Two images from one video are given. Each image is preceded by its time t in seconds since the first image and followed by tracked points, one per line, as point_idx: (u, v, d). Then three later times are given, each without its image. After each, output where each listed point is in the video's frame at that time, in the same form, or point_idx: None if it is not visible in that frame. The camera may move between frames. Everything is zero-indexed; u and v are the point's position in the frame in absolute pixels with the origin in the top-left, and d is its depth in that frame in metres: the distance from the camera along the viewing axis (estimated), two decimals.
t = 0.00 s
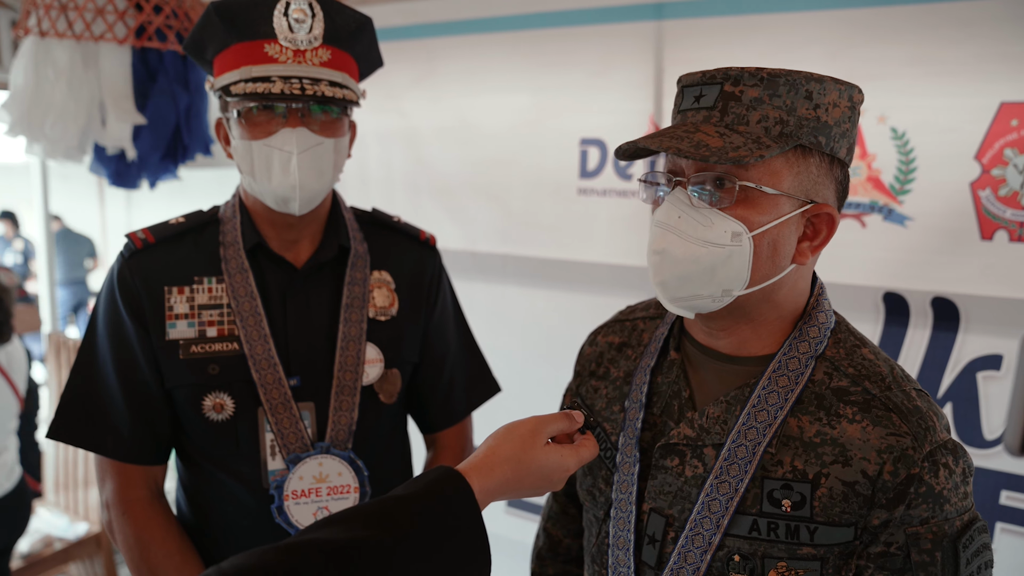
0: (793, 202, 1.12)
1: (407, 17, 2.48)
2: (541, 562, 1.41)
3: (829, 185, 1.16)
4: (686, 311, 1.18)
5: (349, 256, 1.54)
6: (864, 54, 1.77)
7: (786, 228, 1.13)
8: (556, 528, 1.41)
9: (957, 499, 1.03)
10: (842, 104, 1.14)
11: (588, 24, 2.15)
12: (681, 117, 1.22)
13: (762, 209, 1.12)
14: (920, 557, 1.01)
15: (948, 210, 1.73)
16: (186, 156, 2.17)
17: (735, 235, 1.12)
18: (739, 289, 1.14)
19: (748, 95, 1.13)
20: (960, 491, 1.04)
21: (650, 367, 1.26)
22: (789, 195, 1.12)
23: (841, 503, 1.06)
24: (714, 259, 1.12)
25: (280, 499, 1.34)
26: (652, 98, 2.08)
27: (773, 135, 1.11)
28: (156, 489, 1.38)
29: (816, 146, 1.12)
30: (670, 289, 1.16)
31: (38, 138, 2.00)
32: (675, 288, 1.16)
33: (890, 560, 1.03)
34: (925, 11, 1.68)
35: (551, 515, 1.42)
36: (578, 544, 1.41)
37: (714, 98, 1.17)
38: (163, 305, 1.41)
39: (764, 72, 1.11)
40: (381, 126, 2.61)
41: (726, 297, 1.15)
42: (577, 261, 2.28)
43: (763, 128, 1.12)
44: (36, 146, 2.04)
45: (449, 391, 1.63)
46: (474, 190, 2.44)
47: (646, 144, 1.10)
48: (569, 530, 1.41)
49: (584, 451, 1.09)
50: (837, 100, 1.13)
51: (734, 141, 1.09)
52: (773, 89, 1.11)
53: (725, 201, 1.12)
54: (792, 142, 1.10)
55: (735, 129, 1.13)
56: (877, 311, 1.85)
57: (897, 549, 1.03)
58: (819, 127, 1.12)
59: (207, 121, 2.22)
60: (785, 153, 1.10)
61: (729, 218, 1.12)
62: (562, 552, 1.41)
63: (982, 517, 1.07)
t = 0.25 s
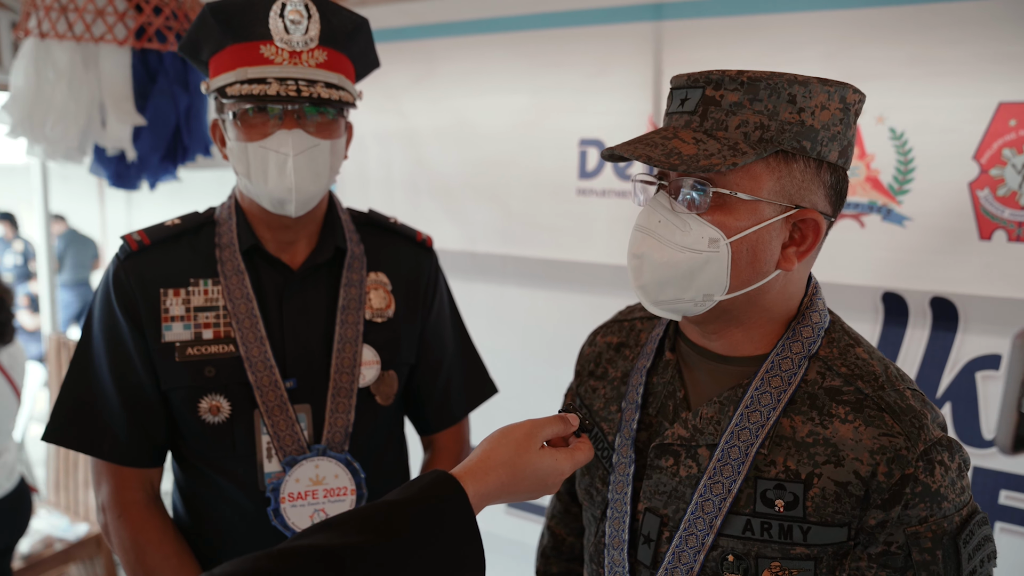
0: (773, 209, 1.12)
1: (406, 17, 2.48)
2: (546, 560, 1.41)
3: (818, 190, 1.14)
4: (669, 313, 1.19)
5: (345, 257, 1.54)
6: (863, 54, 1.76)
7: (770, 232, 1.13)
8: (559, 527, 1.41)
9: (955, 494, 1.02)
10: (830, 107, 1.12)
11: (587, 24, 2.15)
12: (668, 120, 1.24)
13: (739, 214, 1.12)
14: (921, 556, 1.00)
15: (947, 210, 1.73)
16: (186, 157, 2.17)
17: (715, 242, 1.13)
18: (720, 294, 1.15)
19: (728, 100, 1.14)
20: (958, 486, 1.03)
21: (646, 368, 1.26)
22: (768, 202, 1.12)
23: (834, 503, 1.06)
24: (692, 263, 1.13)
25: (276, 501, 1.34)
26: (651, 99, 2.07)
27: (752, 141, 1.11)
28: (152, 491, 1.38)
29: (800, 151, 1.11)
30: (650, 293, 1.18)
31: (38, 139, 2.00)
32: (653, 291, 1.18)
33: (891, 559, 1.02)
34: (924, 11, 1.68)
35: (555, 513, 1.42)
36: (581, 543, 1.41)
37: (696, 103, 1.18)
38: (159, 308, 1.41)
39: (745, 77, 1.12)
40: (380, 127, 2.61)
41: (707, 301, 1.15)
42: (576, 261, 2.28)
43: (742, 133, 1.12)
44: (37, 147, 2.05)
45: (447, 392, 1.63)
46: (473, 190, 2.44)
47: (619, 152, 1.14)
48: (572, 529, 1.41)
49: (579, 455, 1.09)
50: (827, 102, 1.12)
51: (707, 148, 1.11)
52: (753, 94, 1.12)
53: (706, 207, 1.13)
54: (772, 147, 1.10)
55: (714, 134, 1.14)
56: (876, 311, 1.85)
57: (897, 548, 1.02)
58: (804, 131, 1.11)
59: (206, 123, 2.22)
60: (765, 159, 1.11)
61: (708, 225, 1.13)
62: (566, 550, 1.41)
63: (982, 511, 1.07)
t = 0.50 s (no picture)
0: (767, 212, 1.13)
1: (406, 19, 2.48)
2: (543, 568, 1.40)
3: (813, 193, 1.15)
4: (664, 316, 1.19)
5: (342, 258, 1.54)
6: (861, 55, 1.76)
7: (763, 235, 1.13)
8: (555, 531, 1.41)
9: (953, 490, 1.03)
10: (824, 109, 1.12)
11: (586, 25, 2.15)
12: (661, 125, 1.24)
13: (735, 218, 1.12)
14: (920, 550, 1.02)
15: (946, 210, 1.73)
16: (186, 158, 2.18)
17: (711, 246, 1.13)
18: (717, 298, 1.15)
19: (722, 104, 1.14)
20: (956, 481, 1.04)
21: (644, 370, 1.26)
22: (764, 207, 1.12)
23: (838, 500, 1.06)
24: (688, 269, 1.13)
25: (274, 503, 1.35)
26: (650, 99, 2.08)
27: (747, 145, 1.12)
28: (149, 493, 1.38)
29: (794, 154, 1.11)
30: (649, 298, 1.18)
31: (38, 139, 2.01)
32: (651, 296, 1.17)
33: (891, 555, 1.04)
34: (923, 12, 1.68)
35: (552, 518, 1.42)
36: (579, 547, 1.41)
37: (689, 107, 1.18)
38: (155, 309, 1.41)
39: (738, 81, 1.12)
40: (379, 128, 2.61)
41: (705, 305, 1.15)
42: (575, 261, 2.28)
43: (736, 138, 1.13)
44: (37, 148, 2.05)
45: (445, 394, 1.63)
46: (472, 191, 2.44)
47: (613, 158, 1.14)
48: (569, 532, 1.41)
49: (576, 460, 1.09)
50: (820, 104, 1.12)
51: (702, 154, 1.11)
52: (746, 98, 1.12)
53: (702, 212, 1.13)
54: (766, 151, 1.10)
55: (708, 139, 1.14)
56: (875, 311, 1.85)
57: (897, 543, 1.03)
58: (798, 134, 1.11)
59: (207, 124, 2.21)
60: (761, 163, 1.11)
61: (705, 229, 1.13)
62: (563, 556, 1.40)
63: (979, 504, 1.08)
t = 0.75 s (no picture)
0: (769, 213, 1.13)
1: (405, 20, 2.49)
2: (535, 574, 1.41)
3: (814, 193, 1.15)
4: (670, 321, 1.18)
5: (340, 260, 1.54)
6: (860, 56, 1.77)
7: (765, 236, 1.13)
8: (548, 537, 1.41)
9: (952, 487, 1.04)
10: (822, 110, 1.13)
11: (585, 27, 2.15)
12: (661, 129, 1.24)
13: (739, 221, 1.13)
14: (920, 546, 1.02)
15: (945, 211, 1.73)
16: (186, 160, 2.18)
17: (716, 250, 1.13)
18: (723, 300, 1.15)
19: (723, 108, 1.14)
20: (955, 478, 1.05)
21: (645, 372, 1.26)
22: (768, 208, 1.12)
23: (844, 497, 1.06)
24: (692, 272, 1.13)
25: (272, 505, 1.34)
26: (649, 101, 2.08)
27: (749, 148, 1.12)
28: (147, 495, 1.38)
29: (796, 156, 1.12)
30: (656, 302, 1.17)
31: (39, 141, 2.01)
32: (656, 301, 1.17)
33: (891, 550, 1.04)
34: (921, 13, 1.68)
35: (544, 524, 1.42)
36: (571, 553, 1.41)
37: (690, 112, 1.18)
38: (153, 311, 1.41)
39: (737, 85, 1.12)
40: (378, 130, 2.61)
41: (710, 307, 1.15)
42: (574, 262, 2.28)
43: (738, 141, 1.13)
44: (38, 150, 2.05)
45: (443, 395, 1.63)
46: (472, 192, 2.44)
47: (617, 165, 1.13)
48: (562, 539, 1.41)
49: (573, 451, 1.09)
50: (818, 105, 1.12)
51: (706, 159, 1.11)
52: (747, 102, 1.12)
53: (705, 215, 1.13)
54: (768, 154, 1.10)
55: (710, 144, 1.14)
56: (873, 312, 1.85)
57: (897, 539, 1.04)
58: (798, 136, 1.11)
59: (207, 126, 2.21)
60: (763, 166, 1.11)
61: (710, 233, 1.13)
62: (555, 562, 1.41)
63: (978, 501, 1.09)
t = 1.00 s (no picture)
0: (776, 214, 1.13)
1: (406, 22, 2.49)
2: None
3: (819, 194, 1.16)
4: (679, 320, 1.18)
5: (342, 261, 1.55)
6: (860, 59, 1.77)
7: (771, 236, 1.14)
8: (547, 541, 1.41)
9: (956, 485, 1.05)
10: (827, 112, 1.14)
11: (585, 29, 2.16)
12: (667, 131, 1.23)
13: (746, 221, 1.13)
14: (925, 544, 1.03)
15: (944, 213, 1.73)
16: (187, 161, 2.19)
17: (724, 248, 1.13)
18: (730, 298, 1.15)
19: (730, 110, 1.14)
20: (958, 477, 1.06)
21: (649, 373, 1.26)
22: (774, 208, 1.13)
23: (850, 496, 1.07)
24: (701, 270, 1.13)
25: (274, 506, 1.35)
26: (650, 103, 2.08)
27: (756, 150, 1.12)
28: (150, 496, 1.39)
29: (801, 157, 1.13)
30: (665, 303, 1.16)
31: (42, 142, 2.02)
32: (665, 300, 1.16)
33: (896, 549, 1.05)
34: (921, 15, 1.68)
35: (544, 528, 1.41)
36: (570, 556, 1.42)
37: (697, 114, 1.18)
38: (156, 313, 1.42)
39: (745, 87, 1.12)
40: (379, 131, 2.62)
41: (717, 306, 1.15)
42: (575, 263, 2.29)
43: (745, 143, 1.13)
44: (40, 151, 2.06)
45: (444, 396, 1.63)
46: (472, 194, 2.45)
47: (627, 166, 1.13)
48: (562, 542, 1.41)
49: (574, 450, 1.09)
50: (822, 108, 1.13)
51: (714, 160, 1.11)
52: (754, 104, 1.12)
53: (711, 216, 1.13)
54: (774, 155, 1.11)
55: (718, 145, 1.14)
56: (873, 314, 1.85)
57: (903, 537, 1.04)
58: (804, 137, 1.12)
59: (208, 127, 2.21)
60: (770, 167, 1.12)
61: (716, 231, 1.13)
62: (555, 564, 1.41)
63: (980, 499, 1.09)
